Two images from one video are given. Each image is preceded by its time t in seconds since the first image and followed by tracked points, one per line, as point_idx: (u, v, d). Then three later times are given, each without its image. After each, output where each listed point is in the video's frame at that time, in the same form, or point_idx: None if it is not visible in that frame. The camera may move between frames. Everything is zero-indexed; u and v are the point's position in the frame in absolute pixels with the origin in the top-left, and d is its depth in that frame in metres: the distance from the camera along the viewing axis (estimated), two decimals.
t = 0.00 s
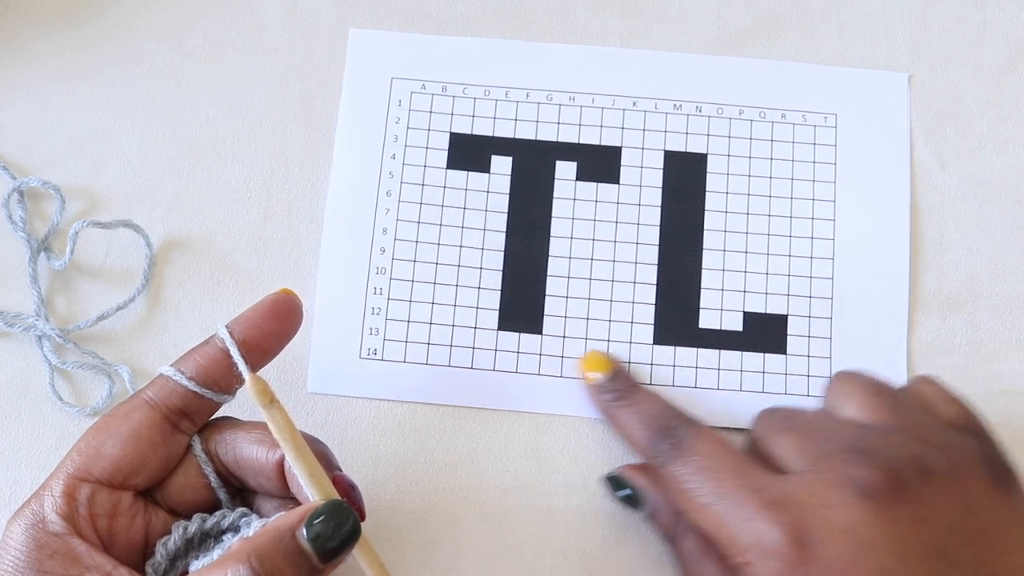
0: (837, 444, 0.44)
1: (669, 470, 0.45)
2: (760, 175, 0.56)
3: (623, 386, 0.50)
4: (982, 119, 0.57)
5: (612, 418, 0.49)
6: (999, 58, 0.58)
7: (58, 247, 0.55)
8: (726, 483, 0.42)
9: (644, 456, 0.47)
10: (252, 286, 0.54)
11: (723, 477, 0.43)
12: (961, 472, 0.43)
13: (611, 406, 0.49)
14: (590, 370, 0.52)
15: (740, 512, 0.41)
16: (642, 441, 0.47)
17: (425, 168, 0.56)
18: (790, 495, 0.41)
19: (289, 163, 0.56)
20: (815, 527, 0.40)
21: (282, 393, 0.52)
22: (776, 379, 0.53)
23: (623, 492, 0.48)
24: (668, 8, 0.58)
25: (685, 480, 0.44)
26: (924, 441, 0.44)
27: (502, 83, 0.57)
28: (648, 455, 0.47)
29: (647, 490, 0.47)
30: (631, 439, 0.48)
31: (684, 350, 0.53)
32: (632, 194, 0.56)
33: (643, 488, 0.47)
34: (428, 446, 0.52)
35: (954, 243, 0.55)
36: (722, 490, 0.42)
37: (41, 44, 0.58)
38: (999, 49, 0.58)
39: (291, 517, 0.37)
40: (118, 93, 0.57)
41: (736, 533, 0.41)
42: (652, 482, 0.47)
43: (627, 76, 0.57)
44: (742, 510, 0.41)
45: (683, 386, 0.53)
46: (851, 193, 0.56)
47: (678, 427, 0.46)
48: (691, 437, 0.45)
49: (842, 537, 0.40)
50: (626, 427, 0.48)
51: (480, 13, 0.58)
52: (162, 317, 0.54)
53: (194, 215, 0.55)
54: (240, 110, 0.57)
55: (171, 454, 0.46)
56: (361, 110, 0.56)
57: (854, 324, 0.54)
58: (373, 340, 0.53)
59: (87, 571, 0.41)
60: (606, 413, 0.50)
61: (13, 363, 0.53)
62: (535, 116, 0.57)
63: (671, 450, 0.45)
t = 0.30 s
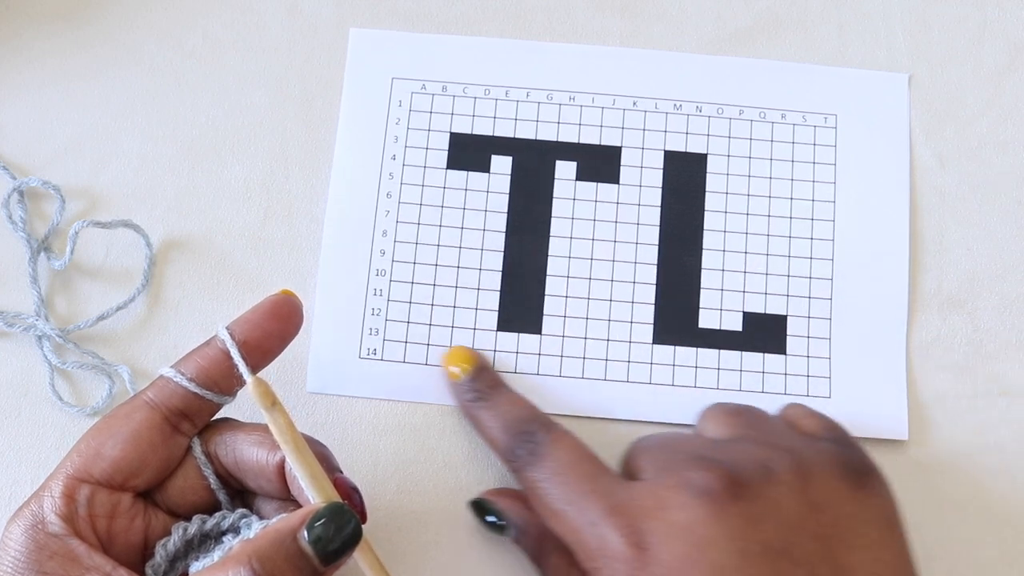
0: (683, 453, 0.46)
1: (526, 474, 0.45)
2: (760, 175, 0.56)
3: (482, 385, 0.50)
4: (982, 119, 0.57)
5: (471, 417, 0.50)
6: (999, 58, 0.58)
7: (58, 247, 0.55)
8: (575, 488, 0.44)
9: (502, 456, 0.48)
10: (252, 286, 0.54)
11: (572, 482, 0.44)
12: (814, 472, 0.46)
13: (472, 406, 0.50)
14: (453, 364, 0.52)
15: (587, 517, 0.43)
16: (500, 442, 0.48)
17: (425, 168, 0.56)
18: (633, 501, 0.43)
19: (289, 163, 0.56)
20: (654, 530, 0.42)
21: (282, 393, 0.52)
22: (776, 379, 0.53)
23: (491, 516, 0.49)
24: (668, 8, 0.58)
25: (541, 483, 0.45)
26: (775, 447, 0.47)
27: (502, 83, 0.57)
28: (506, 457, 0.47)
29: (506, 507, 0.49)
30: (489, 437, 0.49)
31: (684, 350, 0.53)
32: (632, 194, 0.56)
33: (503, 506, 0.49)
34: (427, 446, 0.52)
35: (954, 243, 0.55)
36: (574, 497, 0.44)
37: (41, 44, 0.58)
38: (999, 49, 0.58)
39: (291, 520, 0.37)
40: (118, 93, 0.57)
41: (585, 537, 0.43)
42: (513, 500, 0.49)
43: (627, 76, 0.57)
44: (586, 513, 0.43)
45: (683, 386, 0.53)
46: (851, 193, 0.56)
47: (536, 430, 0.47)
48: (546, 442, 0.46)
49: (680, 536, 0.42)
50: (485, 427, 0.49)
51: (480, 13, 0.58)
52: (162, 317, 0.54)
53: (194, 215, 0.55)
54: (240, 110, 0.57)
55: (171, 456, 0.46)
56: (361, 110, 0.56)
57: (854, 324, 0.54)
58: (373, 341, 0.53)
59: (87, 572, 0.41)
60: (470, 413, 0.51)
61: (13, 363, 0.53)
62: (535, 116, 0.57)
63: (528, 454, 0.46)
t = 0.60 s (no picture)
0: (617, 447, 0.47)
1: (460, 467, 0.46)
2: (760, 175, 0.56)
3: (410, 377, 0.49)
4: (982, 119, 0.57)
5: (400, 411, 0.49)
6: (999, 58, 0.58)
7: (58, 247, 0.55)
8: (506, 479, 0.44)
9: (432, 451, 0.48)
10: (251, 286, 0.54)
11: (503, 474, 0.44)
12: (744, 460, 0.46)
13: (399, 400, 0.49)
14: (380, 359, 0.50)
15: (517, 508, 0.43)
16: (429, 436, 0.47)
17: (425, 168, 0.56)
18: (561, 492, 0.44)
19: (289, 162, 0.56)
20: (582, 518, 0.43)
21: (281, 393, 0.52)
22: (776, 379, 0.53)
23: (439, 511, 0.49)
24: (668, 8, 0.58)
25: (473, 476, 0.45)
26: (706, 436, 0.48)
27: (502, 83, 0.57)
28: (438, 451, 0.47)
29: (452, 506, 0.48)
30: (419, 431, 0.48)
31: (683, 350, 0.53)
32: (632, 193, 0.56)
33: (449, 504, 0.49)
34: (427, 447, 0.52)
35: (954, 243, 0.55)
36: (503, 488, 0.44)
37: (41, 44, 0.58)
38: (999, 49, 0.58)
39: (292, 521, 0.37)
40: (118, 93, 0.57)
41: (517, 528, 0.43)
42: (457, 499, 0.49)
43: (627, 76, 0.57)
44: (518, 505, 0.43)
45: (683, 385, 0.53)
46: (850, 193, 0.56)
47: (464, 423, 0.46)
48: (476, 435, 0.46)
49: (607, 524, 0.42)
50: (414, 421, 0.48)
51: (480, 13, 0.58)
52: (161, 317, 0.54)
53: (194, 215, 0.55)
54: (240, 110, 0.57)
55: (171, 457, 0.46)
56: (360, 110, 0.56)
57: (854, 324, 0.54)
58: (373, 341, 0.53)
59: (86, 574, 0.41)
60: (398, 407, 0.50)
61: (13, 363, 0.53)
62: (535, 116, 0.57)
63: (460, 447, 0.46)
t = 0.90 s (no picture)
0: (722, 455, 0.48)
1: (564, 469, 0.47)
2: (761, 175, 0.56)
3: (514, 379, 0.51)
4: (982, 119, 0.57)
5: (501, 412, 0.51)
6: (999, 58, 0.58)
7: (58, 247, 0.55)
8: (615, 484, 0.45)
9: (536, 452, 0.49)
10: (252, 286, 0.54)
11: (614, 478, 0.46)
12: (857, 483, 0.47)
13: (501, 399, 0.51)
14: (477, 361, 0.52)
15: (624, 511, 0.45)
16: (533, 437, 0.49)
17: (425, 168, 0.56)
18: (674, 497, 0.45)
19: (289, 162, 0.56)
20: (698, 526, 0.44)
21: (282, 394, 0.52)
22: (777, 379, 0.53)
23: (527, 512, 0.49)
24: (668, 8, 0.58)
25: (574, 480, 0.47)
26: (809, 452, 0.48)
27: (502, 83, 0.57)
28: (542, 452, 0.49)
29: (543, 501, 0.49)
30: (522, 432, 0.50)
31: (684, 351, 0.53)
32: (633, 193, 0.56)
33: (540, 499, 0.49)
34: (428, 447, 0.52)
35: (954, 243, 0.55)
36: (618, 491, 0.45)
37: (41, 44, 0.58)
38: (999, 49, 0.58)
39: (291, 522, 0.38)
40: (118, 93, 0.57)
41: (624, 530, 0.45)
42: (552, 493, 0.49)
43: (627, 76, 0.57)
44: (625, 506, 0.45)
45: (684, 385, 0.53)
46: (850, 193, 0.56)
47: (570, 427, 0.48)
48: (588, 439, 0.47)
49: (722, 532, 0.44)
50: (517, 421, 0.50)
51: (480, 13, 0.58)
52: (162, 317, 0.54)
53: (194, 215, 0.55)
54: (240, 110, 0.57)
55: (169, 458, 0.46)
56: (361, 110, 0.56)
57: (854, 324, 0.54)
58: (373, 341, 0.53)
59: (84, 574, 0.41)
60: (499, 406, 0.51)
61: (13, 363, 0.53)
62: (535, 116, 0.57)
63: (566, 450, 0.47)
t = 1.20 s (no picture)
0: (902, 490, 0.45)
1: (746, 490, 0.44)
2: (761, 175, 0.56)
3: (690, 398, 0.50)
4: (982, 119, 0.57)
5: (683, 432, 0.49)
6: (999, 58, 0.58)
7: (58, 247, 0.55)
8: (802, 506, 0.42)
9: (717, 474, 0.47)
10: (253, 286, 0.54)
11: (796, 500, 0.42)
12: None
13: (684, 418, 0.49)
14: (657, 375, 0.52)
15: (815, 538, 0.41)
16: (717, 458, 0.47)
17: (426, 168, 0.56)
18: (867, 526, 0.41)
19: (290, 163, 0.56)
20: (893, 555, 0.40)
21: (282, 394, 0.52)
22: (777, 379, 0.53)
23: (688, 522, 0.49)
24: (668, 8, 0.58)
25: (756, 502, 0.43)
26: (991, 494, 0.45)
27: (502, 83, 0.57)
28: (723, 475, 0.46)
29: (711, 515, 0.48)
30: (703, 453, 0.48)
31: (685, 351, 0.53)
32: (634, 193, 0.56)
33: (711, 514, 0.48)
34: (429, 447, 0.52)
35: (954, 243, 0.55)
36: (800, 515, 0.42)
37: (41, 44, 0.58)
38: (999, 49, 0.58)
39: (290, 521, 0.37)
40: (118, 93, 0.57)
41: (809, 558, 0.41)
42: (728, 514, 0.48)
43: (627, 76, 0.57)
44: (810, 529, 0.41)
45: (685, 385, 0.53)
46: (851, 193, 0.56)
47: (754, 446, 0.45)
48: (768, 460, 0.44)
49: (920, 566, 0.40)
50: (701, 441, 0.48)
51: (480, 13, 0.58)
52: (162, 317, 0.54)
53: (194, 215, 0.55)
54: (240, 110, 0.57)
55: (169, 457, 0.46)
56: (362, 110, 0.56)
57: (855, 324, 0.54)
58: (375, 341, 0.53)
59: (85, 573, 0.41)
60: (679, 425, 0.49)
61: (13, 363, 0.53)
62: (536, 116, 0.57)
63: (748, 471, 0.44)
